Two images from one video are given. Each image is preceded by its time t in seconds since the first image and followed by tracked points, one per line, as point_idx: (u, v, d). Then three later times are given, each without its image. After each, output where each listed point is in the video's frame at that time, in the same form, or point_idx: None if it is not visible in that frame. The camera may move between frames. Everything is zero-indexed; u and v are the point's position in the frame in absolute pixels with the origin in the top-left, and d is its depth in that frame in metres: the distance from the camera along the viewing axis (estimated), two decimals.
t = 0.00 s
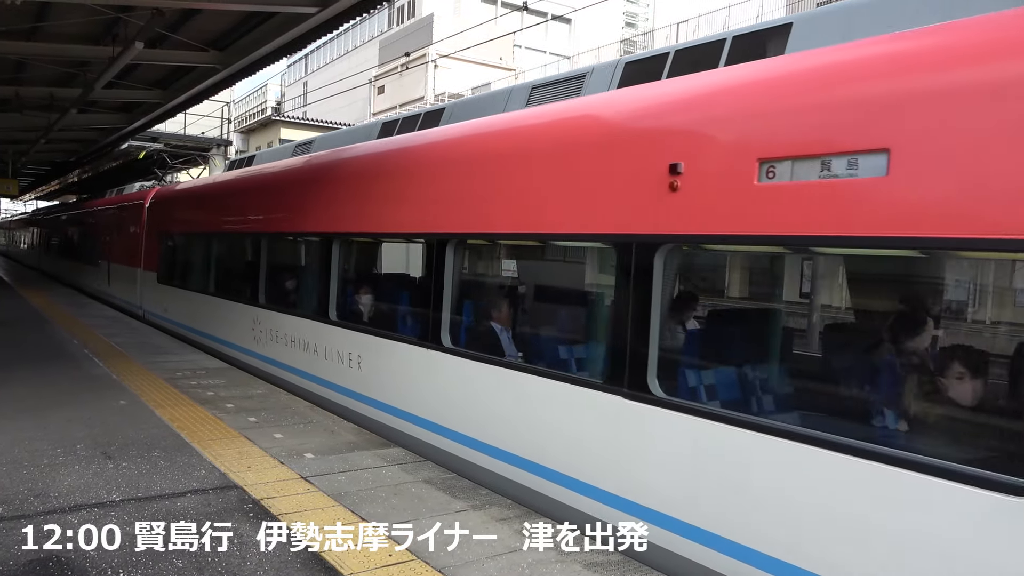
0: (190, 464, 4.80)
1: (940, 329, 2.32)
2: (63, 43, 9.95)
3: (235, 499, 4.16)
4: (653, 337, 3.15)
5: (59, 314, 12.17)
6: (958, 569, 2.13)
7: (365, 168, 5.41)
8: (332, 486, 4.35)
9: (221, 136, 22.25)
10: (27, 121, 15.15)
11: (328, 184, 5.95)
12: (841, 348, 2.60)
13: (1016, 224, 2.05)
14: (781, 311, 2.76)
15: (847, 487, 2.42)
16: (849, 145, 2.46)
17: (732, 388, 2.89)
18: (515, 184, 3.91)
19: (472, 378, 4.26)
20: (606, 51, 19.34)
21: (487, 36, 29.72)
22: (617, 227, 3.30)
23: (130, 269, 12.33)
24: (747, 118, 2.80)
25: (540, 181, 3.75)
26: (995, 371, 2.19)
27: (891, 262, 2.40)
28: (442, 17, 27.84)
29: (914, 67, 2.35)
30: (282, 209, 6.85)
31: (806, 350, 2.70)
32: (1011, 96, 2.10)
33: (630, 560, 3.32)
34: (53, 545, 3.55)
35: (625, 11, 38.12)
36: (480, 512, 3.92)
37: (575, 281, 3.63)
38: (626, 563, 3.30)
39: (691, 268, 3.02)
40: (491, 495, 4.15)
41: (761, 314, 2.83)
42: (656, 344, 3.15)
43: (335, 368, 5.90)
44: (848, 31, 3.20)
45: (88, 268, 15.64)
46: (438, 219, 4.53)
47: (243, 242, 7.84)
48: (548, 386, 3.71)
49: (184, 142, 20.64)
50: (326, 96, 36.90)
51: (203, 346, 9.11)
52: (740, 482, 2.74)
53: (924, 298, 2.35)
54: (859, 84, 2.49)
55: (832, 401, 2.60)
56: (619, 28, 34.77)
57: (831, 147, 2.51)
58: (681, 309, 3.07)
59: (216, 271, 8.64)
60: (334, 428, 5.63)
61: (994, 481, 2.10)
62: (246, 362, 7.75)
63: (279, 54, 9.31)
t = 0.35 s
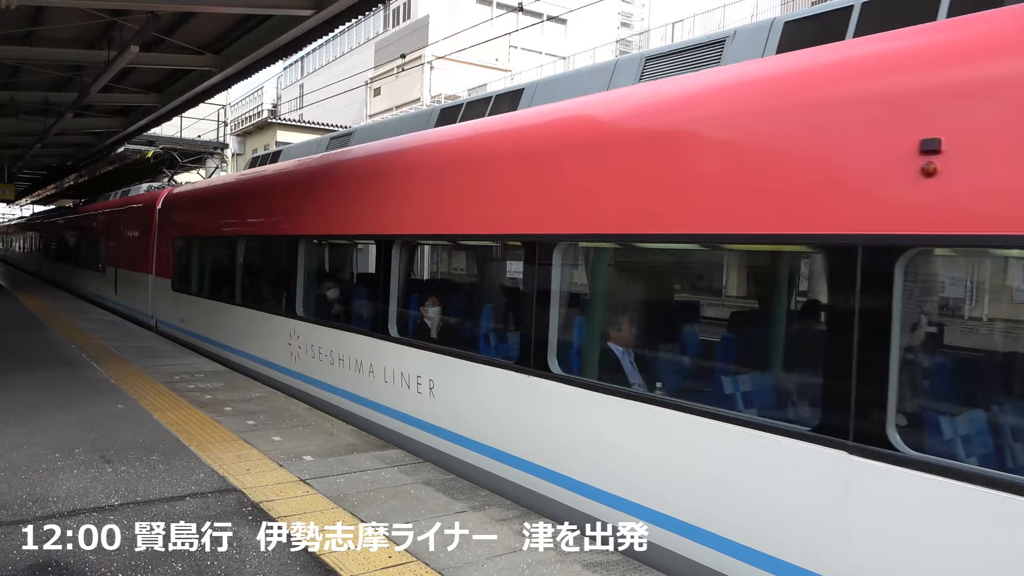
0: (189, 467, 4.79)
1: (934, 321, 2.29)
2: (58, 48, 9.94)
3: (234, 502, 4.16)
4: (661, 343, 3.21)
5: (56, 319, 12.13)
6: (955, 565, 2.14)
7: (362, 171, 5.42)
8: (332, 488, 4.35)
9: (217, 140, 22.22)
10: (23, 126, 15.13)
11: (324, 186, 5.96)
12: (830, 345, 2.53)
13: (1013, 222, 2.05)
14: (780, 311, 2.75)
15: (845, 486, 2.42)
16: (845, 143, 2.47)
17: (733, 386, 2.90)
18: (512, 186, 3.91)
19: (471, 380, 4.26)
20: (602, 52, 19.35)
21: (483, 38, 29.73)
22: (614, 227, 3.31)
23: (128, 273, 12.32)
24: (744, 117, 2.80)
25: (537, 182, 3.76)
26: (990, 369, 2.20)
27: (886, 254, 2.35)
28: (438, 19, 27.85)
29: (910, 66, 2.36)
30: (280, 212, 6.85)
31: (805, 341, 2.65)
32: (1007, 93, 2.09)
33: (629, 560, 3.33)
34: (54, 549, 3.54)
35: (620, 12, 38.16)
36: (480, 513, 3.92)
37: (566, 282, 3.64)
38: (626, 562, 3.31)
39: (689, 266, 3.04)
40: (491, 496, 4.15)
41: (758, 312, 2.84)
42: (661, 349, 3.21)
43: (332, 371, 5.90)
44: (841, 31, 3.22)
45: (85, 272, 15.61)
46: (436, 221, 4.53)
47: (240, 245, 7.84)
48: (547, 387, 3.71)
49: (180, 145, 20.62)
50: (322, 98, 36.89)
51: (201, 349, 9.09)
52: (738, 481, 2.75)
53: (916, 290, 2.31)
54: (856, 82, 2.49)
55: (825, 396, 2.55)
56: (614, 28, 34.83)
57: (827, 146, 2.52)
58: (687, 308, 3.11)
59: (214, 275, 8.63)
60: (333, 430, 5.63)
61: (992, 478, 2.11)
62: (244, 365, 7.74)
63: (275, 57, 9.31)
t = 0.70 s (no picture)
0: (190, 469, 4.80)
1: (938, 322, 2.32)
2: (56, 50, 9.95)
3: (235, 503, 4.17)
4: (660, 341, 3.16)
5: (56, 322, 12.12)
6: (953, 563, 2.14)
7: (362, 173, 5.41)
8: (332, 489, 4.35)
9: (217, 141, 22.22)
10: (22, 129, 15.13)
11: (323, 188, 5.97)
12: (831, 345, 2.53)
13: (1014, 220, 2.04)
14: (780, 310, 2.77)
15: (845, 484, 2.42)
16: (846, 141, 2.46)
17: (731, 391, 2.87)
18: (512, 186, 3.91)
19: (471, 381, 4.26)
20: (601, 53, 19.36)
21: (482, 38, 29.75)
22: (613, 227, 3.30)
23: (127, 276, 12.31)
24: (744, 116, 2.80)
25: (536, 183, 3.75)
26: (994, 368, 2.19)
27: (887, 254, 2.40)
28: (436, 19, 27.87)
29: (911, 64, 2.35)
30: (278, 214, 6.86)
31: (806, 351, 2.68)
32: (1005, 91, 2.09)
33: (630, 560, 3.33)
34: (55, 551, 3.54)
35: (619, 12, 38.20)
36: (480, 513, 3.92)
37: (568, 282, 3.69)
38: (627, 562, 3.31)
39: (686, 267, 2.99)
40: (492, 497, 4.15)
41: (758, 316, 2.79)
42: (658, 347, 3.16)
43: (332, 372, 5.90)
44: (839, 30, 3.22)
45: (85, 275, 15.60)
46: (436, 222, 4.52)
47: (240, 247, 7.84)
48: (548, 387, 3.70)
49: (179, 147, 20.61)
50: (322, 100, 36.89)
51: (201, 351, 9.09)
52: (737, 480, 2.75)
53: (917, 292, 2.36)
54: (856, 80, 2.49)
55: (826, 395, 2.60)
56: (613, 28, 34.84)
57: (828, 144, 2.51)
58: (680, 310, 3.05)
59: (213, 277, 8.63)
60: (333, 432, 5.63)
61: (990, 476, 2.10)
62: (244, 367, 7.74)
63: (274, 59, 9.32)
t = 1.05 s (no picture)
0: (192, 470, 4.80)
1: (943, 323, 2.31)
2: (58, 52, 9.96)
3: (237, 504, 4.17)
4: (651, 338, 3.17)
5: (59, 323, 12.14)
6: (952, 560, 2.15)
7: (363, 174, 5.41)
8: (334, 490, 4.35)
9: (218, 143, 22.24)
10: (24, 130, 15.14)
11: (325, 189, 5.97)
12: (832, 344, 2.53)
13: (1016, 220, 2.04)
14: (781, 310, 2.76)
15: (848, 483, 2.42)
16: (846, 141, 2.46)
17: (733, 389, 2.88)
18: (512, 187, 3.90)
19: (472, 381, 4.26)
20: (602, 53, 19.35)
21: (483, 39, 29.75)
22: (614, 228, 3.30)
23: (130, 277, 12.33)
24: (745, 116, 2.79)
25: (538, 184, 3.74)
26: (1005, 371, 2.15)
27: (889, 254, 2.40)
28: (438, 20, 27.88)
29: (910, 64, 2.35)
30: (280, 215, 6.86)
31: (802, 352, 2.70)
32: (1007, 91, 2.09)
33: (632, 560, 3.33)
34: (58, 552, 3.55)
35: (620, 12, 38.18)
36: (482, 514, 3.92)
37: (568, 282, 3.68)
38: (629, 562, 3.31)
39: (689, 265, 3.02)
40: (493, 497, 4.15)
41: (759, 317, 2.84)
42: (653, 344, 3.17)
43: (334, 373, 5.91)
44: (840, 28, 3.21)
45: (87, 276, 15.63)
46: (436, 223, 4.51)
47: (241, 248, 7.85)
48: (549, 389, 3.69)
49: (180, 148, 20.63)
50: (323, 101, 36.92)
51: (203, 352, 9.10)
52: (737, 480, 2.75)
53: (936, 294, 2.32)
54: (857, 80, 2.48)
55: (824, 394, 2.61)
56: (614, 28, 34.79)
57: (828, 144, 2.51)
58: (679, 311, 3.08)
59: (215, 279, 8.64)
60: (335, 432, 5.63)
61: (994, 477, 2.11)
62: (247, 368, 7.75)
63: (275, 60, 9.32)
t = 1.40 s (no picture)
0: (195, 469, 4.81)
1: (938, 327, 2.26)
2: (63, 52, 9.99)
3: (240, 504, 4.17)
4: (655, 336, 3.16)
5: (64, 322, 12.17)
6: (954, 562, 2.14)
7: (366, 174, 5.42)
8: (338, 490, 4.35)
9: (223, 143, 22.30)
10: (30, 130, 15.19)
11: (328, 190, 5.99)
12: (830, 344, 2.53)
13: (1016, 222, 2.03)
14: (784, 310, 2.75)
15: (848, 484, 2.42)
16: (848, 142, 2.45)
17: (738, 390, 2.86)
18: (515, 188, 3.90)
19: (475, 381, 4.25)
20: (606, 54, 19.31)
21: (487, 39, 29.76)
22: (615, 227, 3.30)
23: (134, 276, 12.35)
24: (747, 117, 2.79)
25: (539, 184, 3.74)
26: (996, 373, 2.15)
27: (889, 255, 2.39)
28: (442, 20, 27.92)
29: (913, 65, 2.34)
30: (283, 215, 6.88)
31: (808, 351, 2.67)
32: (1011, 92, 2.08)
33: (634, 561, 3.32)
34: (61, 551, 3.55)
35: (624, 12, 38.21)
36: (485, 514, 3.92)
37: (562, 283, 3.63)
38: (631, 563, 3.30)
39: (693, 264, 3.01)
40: (496, 497, 4.15)
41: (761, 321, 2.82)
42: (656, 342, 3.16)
43: (337, 373, 5.92)
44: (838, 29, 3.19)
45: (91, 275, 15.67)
46: (439, 223, 4.51)
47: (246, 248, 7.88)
48: (552, 390, 3.68)
49: (185, 147, 20.68)
50: (327, 100, 36.99)
51: (207, 352, 9.12)
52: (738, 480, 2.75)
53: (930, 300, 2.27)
54: (859, 81, 2.47)
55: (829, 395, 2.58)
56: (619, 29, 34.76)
57: (830, 145, 2.50)
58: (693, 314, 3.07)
59: (219, 278, 8.67)
60: (339, 432, 5.64)
61: (991, 478, 2.10)
62: (250, 368, 7.76)
63: (279, 60, 9.33)
